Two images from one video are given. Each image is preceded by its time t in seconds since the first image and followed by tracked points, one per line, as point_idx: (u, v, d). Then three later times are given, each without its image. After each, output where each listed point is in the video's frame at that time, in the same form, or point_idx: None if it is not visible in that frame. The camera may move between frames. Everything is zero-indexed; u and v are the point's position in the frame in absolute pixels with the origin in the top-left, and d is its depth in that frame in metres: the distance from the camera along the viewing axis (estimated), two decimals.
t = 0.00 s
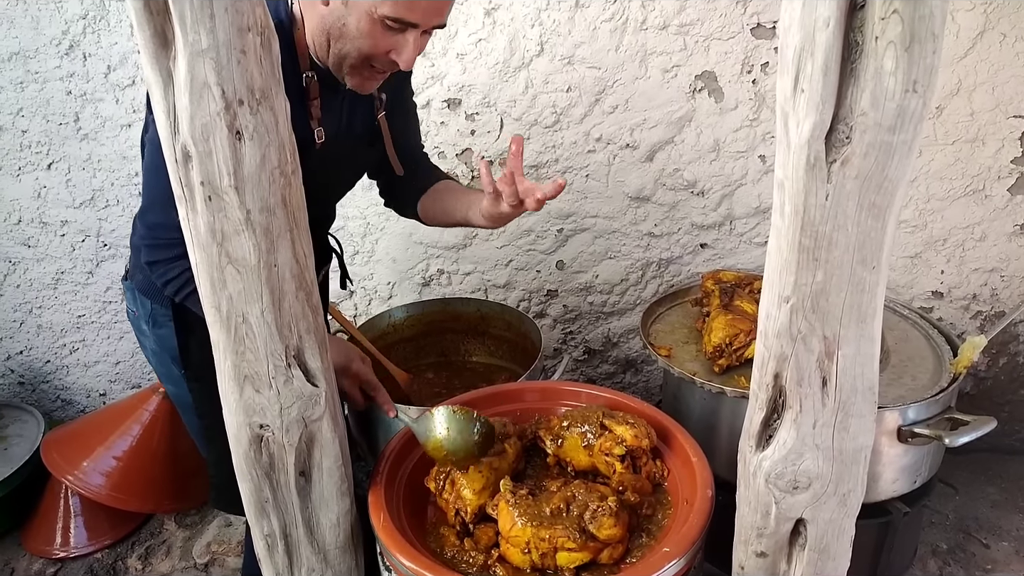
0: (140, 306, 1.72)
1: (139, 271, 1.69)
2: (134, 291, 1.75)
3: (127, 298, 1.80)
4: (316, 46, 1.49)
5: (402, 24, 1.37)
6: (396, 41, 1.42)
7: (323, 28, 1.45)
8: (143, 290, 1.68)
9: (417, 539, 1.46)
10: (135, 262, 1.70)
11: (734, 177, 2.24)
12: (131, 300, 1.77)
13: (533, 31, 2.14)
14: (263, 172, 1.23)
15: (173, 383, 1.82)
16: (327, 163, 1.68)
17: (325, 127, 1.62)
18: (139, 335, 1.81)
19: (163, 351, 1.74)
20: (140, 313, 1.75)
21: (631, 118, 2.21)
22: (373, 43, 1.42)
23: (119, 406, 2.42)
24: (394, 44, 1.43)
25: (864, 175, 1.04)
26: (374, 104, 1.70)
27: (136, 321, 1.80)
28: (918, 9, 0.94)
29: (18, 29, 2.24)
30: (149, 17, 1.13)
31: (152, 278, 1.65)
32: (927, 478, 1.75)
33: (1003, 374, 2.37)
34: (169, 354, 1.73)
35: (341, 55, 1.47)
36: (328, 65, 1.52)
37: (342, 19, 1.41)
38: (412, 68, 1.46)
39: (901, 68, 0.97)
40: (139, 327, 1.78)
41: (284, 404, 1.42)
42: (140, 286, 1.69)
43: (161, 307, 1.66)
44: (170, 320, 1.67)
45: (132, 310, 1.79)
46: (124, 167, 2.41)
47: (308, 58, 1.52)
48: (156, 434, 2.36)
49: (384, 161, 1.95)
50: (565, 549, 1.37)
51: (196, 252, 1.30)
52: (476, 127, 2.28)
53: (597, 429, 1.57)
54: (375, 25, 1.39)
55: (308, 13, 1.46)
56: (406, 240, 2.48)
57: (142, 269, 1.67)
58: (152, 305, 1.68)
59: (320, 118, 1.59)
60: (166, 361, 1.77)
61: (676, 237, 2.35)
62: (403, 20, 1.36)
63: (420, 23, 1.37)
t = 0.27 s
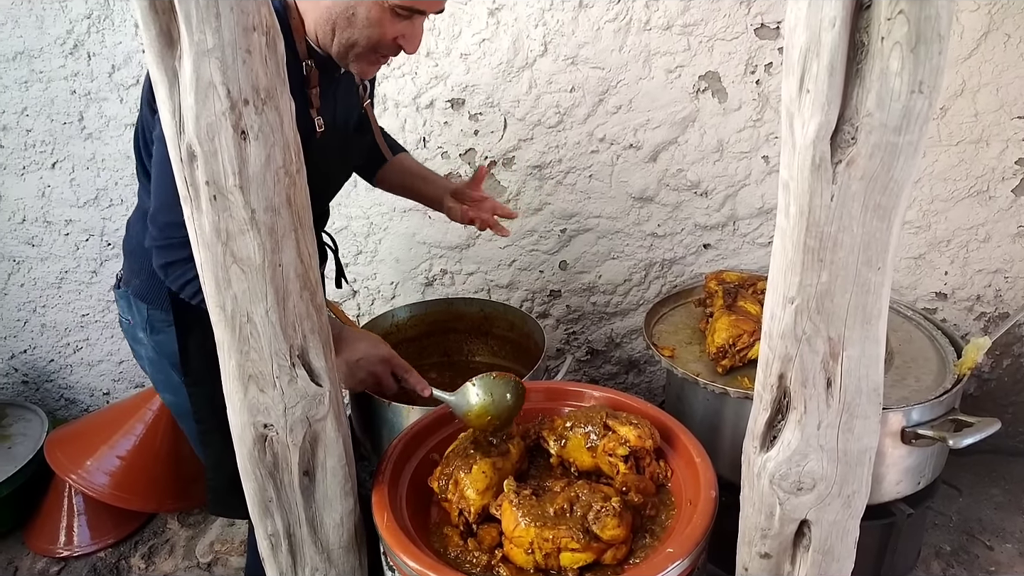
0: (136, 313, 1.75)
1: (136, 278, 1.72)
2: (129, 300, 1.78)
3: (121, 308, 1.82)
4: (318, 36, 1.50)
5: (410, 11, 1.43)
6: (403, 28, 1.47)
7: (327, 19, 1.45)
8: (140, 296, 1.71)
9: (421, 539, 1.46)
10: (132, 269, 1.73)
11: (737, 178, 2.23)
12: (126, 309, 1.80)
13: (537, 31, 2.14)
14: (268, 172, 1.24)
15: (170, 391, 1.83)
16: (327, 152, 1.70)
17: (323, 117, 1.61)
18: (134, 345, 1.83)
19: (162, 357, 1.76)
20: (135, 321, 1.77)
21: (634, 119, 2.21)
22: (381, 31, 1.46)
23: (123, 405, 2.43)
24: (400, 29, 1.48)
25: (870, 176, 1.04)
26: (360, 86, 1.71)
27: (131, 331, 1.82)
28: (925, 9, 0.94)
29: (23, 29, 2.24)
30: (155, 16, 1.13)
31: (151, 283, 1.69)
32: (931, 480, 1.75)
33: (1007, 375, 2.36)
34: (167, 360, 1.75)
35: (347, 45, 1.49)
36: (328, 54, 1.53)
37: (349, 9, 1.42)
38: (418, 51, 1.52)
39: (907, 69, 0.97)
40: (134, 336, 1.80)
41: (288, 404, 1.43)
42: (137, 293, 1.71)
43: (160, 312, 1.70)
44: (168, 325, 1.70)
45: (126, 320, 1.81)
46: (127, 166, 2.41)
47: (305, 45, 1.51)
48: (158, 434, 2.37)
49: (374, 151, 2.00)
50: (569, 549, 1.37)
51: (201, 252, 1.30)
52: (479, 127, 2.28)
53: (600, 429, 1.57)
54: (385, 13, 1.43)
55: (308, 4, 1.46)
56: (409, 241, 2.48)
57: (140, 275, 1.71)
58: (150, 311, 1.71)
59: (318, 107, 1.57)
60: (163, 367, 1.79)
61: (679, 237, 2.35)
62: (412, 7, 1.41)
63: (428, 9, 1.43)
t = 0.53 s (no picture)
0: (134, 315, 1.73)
1: (131, 281, 1.70)
2: (124, 303, 1.76)
3: (112, 311, 1.79)
4: (318, 30, 1.50)
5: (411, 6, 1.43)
6: (403, 22, 1.47)
7: (327, 13, 1.45)
8: (138, 299, 1.69)
9: (423, 539, 1.46)
10: (127, 272, 1.70)
11: (740, 178, 2.23)
12: (120, 313, 1.77)
13: (539, 31, 2.14)
14: (271, 172, 1.24)
15: (168, 393, 1.82)
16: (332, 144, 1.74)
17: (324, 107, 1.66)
18: (128, 349, 1.81)
19: (160, 358, 1.75)
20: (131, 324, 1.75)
21: (637, 119, 2.21)
22: (382, 26, 1.46)
23: (125, 404, 2.43)
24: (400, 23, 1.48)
25: (874, 176, 1.04)
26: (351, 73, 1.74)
27: (124, 335, 1.80)
28: (930, 10, 0.94)
29: (26, 28, 2.25)
30: (159, 16, 1.13)
31: (150, 285, 1.67)
32: (933, 481, 1.75)
33: (1009, 376, 2.36)
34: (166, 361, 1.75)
35: (348, 39, 1.49)
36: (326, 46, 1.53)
37: (353, 7, 1.42)
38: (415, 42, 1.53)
39: (912, 69, 0.97)
40: (129, 340, 1.78)
41: (291, 403, 1.43)
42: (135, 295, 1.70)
43: (160, 313, 1.69)
44: (169, 326, 1.70)
45: (120, 324, 1.78)
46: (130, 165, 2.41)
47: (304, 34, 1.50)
48: (160, 433, 2.37)
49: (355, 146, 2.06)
50: (571, 549, 1.37)
51: (204, 252, 1.30)
52: (482, 127, 2.29)
53: (602, 429, 1.57)
54: (387, 10, 1.43)
55: None
56: (411, 240, 2.48)
57: (137, 278, 1.69)
58: (150, 312, 1.70)
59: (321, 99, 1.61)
60: (162, 368, 1.78)
61: (681, 237, 2.35)
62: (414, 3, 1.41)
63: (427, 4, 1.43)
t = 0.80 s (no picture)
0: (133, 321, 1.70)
1: (131, 288, 1.66)
2: (121, 310, 1.72)
3: (105, 320, 1.74)
4: (340, 56, 1.57)
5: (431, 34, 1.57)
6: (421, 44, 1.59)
7: (355, 45, 1.54)
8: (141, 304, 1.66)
9: (424, 541, 1.46)
10: (126, 279, 1.65)
11: (740, 180, 2.24)
12: (115, 320, 1.73)
13: (540, 32, 2.14)
14: (273, 173, 1.24)
15: (169, 395, 1.74)
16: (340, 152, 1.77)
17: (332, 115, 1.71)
18: (121, 358, 1.75)
19: (162, 362, 1.71)
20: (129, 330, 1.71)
21: (638, 121, 2.21)
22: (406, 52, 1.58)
23: (125, 405, 2.43)
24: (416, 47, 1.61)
25: (875, 178, 1.04)
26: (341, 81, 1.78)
27: (117, 344, 1.74)
28: (931, 12, 0.94)
29: (27, 29, 2.25)
30: (162, 17, 1.13)
31: (152, 290, 1.64)
32: (933, 483, 1.75)
33: (1009, 378, 2.36)
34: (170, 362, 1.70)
35: (370, 65, 1.60)
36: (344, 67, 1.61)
37: (380, 38, 1.52)
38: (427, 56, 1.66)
39: (912, 72, 0.97)
40: (125, 348, 1.72)
41: (292, 405, 1.43)
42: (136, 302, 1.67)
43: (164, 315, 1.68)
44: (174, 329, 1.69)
45: (114, 332, 1.73)
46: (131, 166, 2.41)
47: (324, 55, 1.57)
48: (160, 434, 2.38)
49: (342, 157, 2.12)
50: (572, 551, 1.37)
51: (206, 253, 1.30)
52: (482, 128, 2.29)
53: (603, 431, 1.57)
54: (411, 38, 1.54)
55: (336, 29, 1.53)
56: (412, 242, 2.48)
57: (137, 283, 1.65)
58: (153, 318, 1.69)
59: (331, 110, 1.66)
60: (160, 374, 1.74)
61: (681, 239, 2.35)
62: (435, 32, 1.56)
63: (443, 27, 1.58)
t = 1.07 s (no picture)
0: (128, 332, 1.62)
1: (138, 301, 1.60)
2: (114, 320, 1.63)
3: (93, 333, 1.64)
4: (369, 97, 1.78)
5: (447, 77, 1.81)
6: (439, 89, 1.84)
7: (385, 92, 1.76)
8: (146, 317, 1.61)
9: (424, 541, 1.46)
10: (131, 290, 1.60)
11: (740, 181, 2.24)
12: (105, 330, 1.63)
13: (540, 33, 2.14)
14: (274, 173, 1.24)
15: (163, 402, 1.66)
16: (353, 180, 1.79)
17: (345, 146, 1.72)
18: (110, 371, 1.66)
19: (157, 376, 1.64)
20: (122, 341, 1.62)
21: (638, 121, 2.21)
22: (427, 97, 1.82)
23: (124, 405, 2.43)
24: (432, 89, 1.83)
25: (875, 180, 1.04)
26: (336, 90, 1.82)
27: (106, 356, 1.65)
28: (931, 14, 0.94)
29: (27, 29, 2.25)
30: (162, 18, 1.13)
31: (164, 305, 1.61)
32: (933, 484, 1.75)
33: (1009, 379, 2.36)
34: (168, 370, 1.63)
35: (395, 106, 1.82)
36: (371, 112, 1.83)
37: (408, 85, 1.75)
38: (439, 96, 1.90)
39: (912, 73, 0.97)
40: (116, 359, 1.64)
41: (292, 405, 1.43)
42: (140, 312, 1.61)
43: (167, 327, 1.63)
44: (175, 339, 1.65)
45: (103, 343, 1.63)
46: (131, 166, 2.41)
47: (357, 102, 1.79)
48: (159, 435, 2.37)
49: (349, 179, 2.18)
50: (572, 552, 1.37)
51: (206, 253, 1.30)
52: (482, 129, 2.29)
53: (603, 431, 1.57)
54: (433, 85, 1.79)
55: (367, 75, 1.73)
56: (411, 242, 2.48)
57: (145, 297, 1.60)
58: (153, 329, 1.62)
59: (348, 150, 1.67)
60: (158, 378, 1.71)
61: (681, 240, 2.35)
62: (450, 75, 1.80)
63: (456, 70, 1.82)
